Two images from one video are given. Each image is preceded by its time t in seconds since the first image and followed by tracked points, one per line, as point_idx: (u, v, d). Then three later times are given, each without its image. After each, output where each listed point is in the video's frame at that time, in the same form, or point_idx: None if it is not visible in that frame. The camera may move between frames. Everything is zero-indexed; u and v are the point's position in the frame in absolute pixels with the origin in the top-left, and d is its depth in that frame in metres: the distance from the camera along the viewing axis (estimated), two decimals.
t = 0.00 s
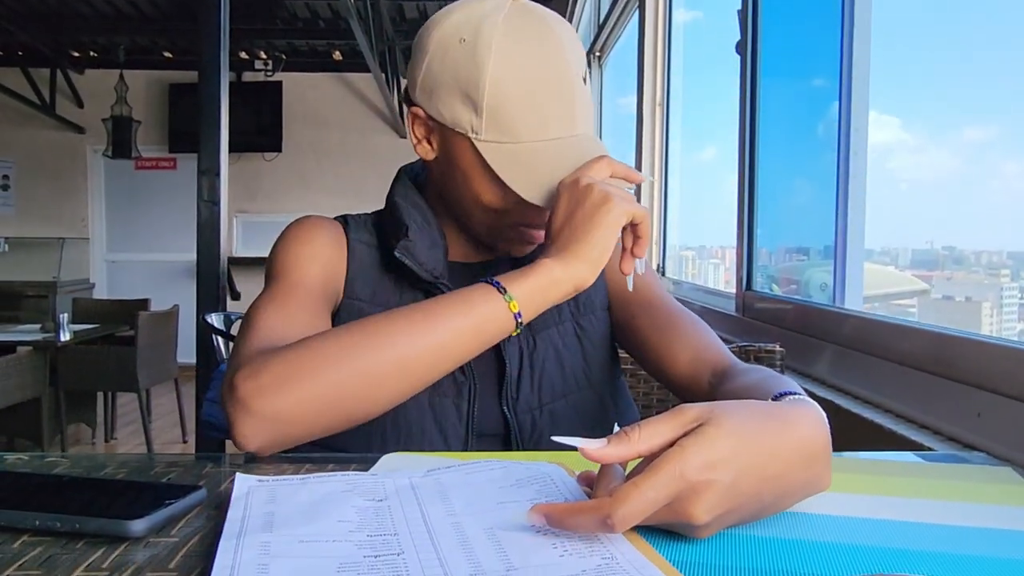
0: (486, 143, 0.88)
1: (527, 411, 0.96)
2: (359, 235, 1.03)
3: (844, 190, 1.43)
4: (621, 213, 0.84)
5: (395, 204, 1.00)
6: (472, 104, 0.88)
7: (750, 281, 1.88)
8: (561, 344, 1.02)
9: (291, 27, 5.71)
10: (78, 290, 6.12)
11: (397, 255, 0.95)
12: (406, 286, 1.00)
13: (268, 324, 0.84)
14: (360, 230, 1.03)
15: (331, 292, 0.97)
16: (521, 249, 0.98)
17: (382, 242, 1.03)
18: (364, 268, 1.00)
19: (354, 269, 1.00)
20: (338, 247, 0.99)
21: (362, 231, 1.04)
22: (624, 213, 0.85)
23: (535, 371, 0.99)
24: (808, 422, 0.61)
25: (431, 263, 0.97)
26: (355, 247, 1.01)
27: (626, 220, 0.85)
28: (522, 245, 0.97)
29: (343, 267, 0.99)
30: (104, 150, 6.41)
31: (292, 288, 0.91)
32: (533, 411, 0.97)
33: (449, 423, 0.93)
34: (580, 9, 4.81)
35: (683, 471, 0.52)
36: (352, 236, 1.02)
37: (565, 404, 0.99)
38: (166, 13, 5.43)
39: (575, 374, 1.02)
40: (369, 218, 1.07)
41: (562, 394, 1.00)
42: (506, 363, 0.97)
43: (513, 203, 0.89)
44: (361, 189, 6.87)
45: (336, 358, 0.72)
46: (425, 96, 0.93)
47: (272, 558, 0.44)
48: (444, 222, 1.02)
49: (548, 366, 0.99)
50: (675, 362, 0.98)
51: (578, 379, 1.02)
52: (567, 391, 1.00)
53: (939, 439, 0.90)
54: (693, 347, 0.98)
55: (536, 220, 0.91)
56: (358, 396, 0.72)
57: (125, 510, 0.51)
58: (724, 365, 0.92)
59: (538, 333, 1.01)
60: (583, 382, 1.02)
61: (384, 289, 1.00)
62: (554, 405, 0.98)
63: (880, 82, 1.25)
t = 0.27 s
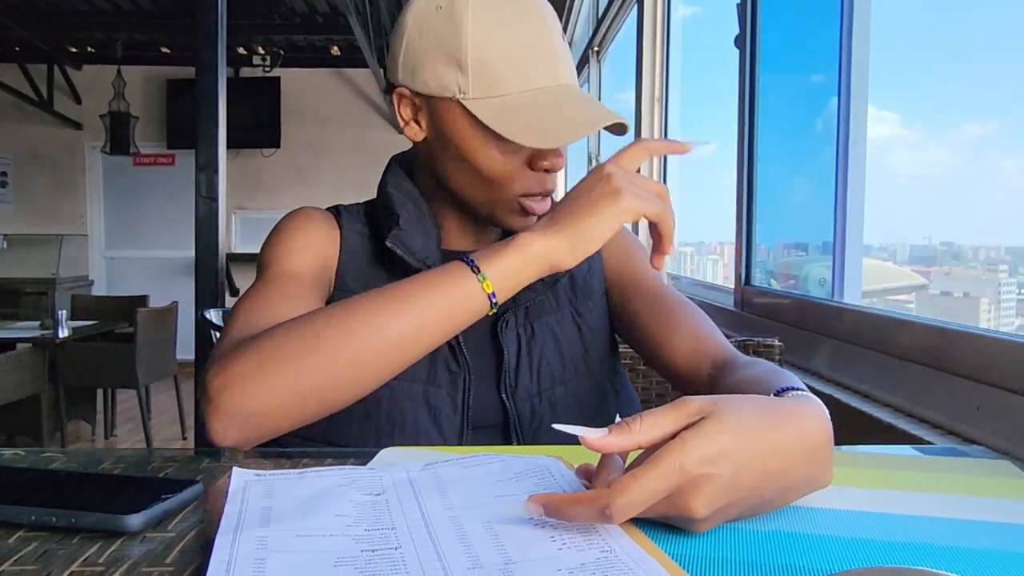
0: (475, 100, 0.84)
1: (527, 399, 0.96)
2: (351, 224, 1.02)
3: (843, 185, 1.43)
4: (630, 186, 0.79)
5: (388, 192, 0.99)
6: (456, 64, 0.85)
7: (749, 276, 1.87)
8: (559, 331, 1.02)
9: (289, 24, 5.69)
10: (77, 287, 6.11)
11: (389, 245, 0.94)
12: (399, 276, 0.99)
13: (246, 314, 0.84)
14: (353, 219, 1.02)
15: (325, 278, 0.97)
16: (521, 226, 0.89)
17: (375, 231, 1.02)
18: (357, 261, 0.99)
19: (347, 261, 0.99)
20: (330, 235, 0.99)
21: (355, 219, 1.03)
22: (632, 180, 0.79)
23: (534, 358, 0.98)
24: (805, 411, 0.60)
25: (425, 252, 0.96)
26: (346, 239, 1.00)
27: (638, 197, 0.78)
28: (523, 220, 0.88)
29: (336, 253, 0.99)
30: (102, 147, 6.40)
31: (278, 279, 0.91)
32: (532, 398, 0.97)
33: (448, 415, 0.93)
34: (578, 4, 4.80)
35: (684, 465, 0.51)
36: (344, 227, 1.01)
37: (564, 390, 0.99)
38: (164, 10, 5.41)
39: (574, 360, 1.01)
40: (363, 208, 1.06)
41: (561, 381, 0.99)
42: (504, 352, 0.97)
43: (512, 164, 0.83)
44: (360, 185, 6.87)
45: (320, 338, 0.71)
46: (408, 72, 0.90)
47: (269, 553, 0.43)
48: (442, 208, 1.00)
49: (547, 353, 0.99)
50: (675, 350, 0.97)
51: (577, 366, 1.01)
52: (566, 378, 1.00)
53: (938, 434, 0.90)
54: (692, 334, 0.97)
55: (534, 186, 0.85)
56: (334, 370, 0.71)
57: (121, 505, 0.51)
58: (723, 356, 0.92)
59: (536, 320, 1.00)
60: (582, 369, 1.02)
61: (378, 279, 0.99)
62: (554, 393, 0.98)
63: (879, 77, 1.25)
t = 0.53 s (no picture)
0: (480, 58, 0.87)
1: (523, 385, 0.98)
2: (340, 223, 1.01)
3: (838, 184, 1.43)
4: (512, 379, 0.76)
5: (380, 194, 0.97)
6: (456, 29, 0.88)
7: (745, 276, 1.88)
8: (557, 317, 1.03)
9: (285, 22, 5.68)
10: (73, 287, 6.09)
11: (384, 251, 0.93)
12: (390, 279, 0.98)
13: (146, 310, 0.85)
14: (341, 215, 1.02)
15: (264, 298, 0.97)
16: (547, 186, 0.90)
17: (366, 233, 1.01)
18: (345, 263, 0.99)
19: (336, 263, 0.99)
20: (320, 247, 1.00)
21: (345, 216, 1.02)
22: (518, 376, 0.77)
23: (531, 346, 1.00)
24: (802, 421, 0.60)
25: (420, 257, 0.94)
26: (334, 240, 0.99)
27: (519, 387, 0.76)
28: (548, 179, 0.89)
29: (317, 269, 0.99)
30: (98, 146, 6.39)
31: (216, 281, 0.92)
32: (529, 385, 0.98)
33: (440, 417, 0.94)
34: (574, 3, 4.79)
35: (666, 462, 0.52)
36: (333, 227, 1.00)
37: (563, 379, 1.01)
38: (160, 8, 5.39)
39: (572, 347, 1.03)
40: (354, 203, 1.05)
41: (558, 368, 1.01)
42: (501, 337, 0.99)
43: (525, 118, 0.85)
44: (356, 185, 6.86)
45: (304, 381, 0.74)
46: (405, 56, 0.92)
47: (270, 557, 0.44)
48: (446, 207, 1.00)
49: (544, 338, 1.01)
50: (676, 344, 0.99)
51: (577, 351, 1.03)
52: (564, 365, 1.01)
53: (934, 435, 0.91)
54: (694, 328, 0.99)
55: (554, 140, 0.87)
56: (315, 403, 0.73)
57: (125, 508, 0.51)
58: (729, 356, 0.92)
59: (533, 306, 1.01)
60: (581, 356, 1.03)
61: (368, 282, 0.99)
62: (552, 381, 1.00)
63: (875, 76, 1.25)
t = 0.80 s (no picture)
0: (476, 26, 0.87)
1: (522, 364, 0.98)
2: (328, 223, 1.00)
3: (835, 186, 1.43)
4: (471, 387, 0.74)
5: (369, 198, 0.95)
6: None
7: (742, 275, 1.88)
8: (551, 287, 1.02)
9: (282, 22, 5.66)
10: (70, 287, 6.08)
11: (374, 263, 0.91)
12: (379, 287, 0.96)
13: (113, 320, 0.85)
14: (328, 213, 1.00)
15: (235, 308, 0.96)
16: (551, 164, 0.90)
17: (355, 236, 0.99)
18: (335, 273, 0.97)
19: (324, 270, 0.98)
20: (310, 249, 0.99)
21: (333, 216, 1.00)
22: (479, 385, 0.75)
23: (527, 320, 1.00)
24: (801, 417, 0.60)
25: (414, 270, 0.92)
26: (322, 247, 0.98)
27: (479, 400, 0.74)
28: (553, 155, 0.89)
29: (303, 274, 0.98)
30: (95, 146, 6.38)
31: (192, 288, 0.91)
32: (528, 364, 0.98)
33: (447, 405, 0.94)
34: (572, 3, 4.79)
35: (661, 446, 0.52)
36: (320, 228, 0.99)
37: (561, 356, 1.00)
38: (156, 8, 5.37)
39: (568, 319, 1.03)
40: (344, 198, 1.03)
41: (556, 345, 1.01)
42: (496, 312, 0.98)
43: (528, 89, 0.86)
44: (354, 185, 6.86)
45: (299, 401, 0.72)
46: (395, 31, 0.93)
47: (267, 556, 0.44)
48: (444, 191, 1.01)
49: (540, 310, 1.00)
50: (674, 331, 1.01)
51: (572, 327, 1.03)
52: (561, 341, 1.01)
53: (929, 433, 0.91)
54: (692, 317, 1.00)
55: (558, 113, 0.88)
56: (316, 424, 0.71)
57: (121, 508, 0.51)
58: (728, 350, 0.94)
59: (526, 278, 1.01)
60: (579, 329, 1.03)
61: (357, 291, 0.97)
62: (549, 357, 0.99)
63: (872, 77, 1.25)
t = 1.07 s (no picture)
0: None
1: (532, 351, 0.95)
2: (336, 179, 0.93)
3: (830, 185, 1.44)
4: (473, 397, 0.71)
5: (390, 151, 0.90)
6: None
7: (738, 275, 1.89)
8: (559, 270, 1.01)
9: (279, 21, 5.65)
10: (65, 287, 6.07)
11: (406, 218, 0.87)
12: (393, 255, 0.92)
13: (95, 312, 0.78)
14: (336, 172, 0.94)
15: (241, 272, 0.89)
16: (557, 129, 0.89)
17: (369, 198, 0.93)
18: (343, 237, 0.91)
19: (335, 231, 0.91)
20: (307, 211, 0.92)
21: (341, 175, 0.94)
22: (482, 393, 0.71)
23: (536, 307, 0.97)
24: (802, 424, 0.60)
25: (440, 232, 0.89)
26: (330, 206, 0.91)
27: (484, 410, 0.71)
28: (559, 121, 0.89)
29: (302, 240, 0.92)
30: (90, 145, 6.36)
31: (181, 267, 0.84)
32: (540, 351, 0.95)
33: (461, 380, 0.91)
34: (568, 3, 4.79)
35: (661, 442, 0.53)
36: (327, 186, 0.92)
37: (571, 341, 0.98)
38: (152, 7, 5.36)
39: (574, 302, 1.01)
40: (349, 154, 0.97)
41: (564, 331, 0.98)
42: (506, 297, 0.95)
43: (534, 49, 0.86)
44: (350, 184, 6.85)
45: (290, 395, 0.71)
46: None
47: (267, 556, 0.44)
48: (446, 163, 0.99)
49: (550, 301, 0.98)
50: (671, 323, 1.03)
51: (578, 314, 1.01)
52: (571, 329, 0.99)
53: (924, 433, 0.92)
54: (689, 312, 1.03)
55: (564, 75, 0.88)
56: (307, 426, 0.69)
57: (120, 509, 0.51)
58: (729, 352, 0.96)
59: (534, 260, 0.99)
60: (586, 315, 1.02)
61: (369, 259, 0.91)
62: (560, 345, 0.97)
63: (868, 77, 1.26)
